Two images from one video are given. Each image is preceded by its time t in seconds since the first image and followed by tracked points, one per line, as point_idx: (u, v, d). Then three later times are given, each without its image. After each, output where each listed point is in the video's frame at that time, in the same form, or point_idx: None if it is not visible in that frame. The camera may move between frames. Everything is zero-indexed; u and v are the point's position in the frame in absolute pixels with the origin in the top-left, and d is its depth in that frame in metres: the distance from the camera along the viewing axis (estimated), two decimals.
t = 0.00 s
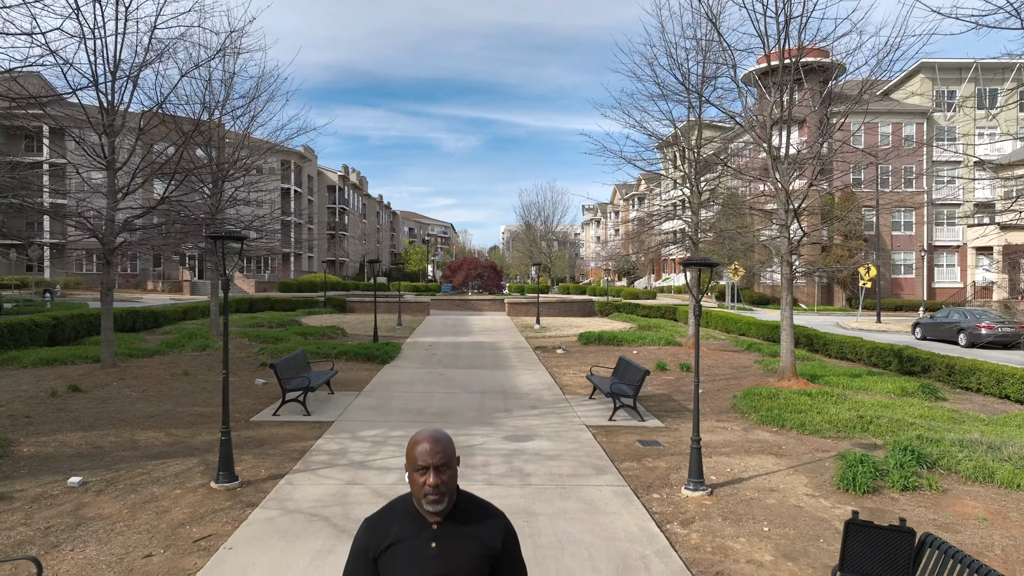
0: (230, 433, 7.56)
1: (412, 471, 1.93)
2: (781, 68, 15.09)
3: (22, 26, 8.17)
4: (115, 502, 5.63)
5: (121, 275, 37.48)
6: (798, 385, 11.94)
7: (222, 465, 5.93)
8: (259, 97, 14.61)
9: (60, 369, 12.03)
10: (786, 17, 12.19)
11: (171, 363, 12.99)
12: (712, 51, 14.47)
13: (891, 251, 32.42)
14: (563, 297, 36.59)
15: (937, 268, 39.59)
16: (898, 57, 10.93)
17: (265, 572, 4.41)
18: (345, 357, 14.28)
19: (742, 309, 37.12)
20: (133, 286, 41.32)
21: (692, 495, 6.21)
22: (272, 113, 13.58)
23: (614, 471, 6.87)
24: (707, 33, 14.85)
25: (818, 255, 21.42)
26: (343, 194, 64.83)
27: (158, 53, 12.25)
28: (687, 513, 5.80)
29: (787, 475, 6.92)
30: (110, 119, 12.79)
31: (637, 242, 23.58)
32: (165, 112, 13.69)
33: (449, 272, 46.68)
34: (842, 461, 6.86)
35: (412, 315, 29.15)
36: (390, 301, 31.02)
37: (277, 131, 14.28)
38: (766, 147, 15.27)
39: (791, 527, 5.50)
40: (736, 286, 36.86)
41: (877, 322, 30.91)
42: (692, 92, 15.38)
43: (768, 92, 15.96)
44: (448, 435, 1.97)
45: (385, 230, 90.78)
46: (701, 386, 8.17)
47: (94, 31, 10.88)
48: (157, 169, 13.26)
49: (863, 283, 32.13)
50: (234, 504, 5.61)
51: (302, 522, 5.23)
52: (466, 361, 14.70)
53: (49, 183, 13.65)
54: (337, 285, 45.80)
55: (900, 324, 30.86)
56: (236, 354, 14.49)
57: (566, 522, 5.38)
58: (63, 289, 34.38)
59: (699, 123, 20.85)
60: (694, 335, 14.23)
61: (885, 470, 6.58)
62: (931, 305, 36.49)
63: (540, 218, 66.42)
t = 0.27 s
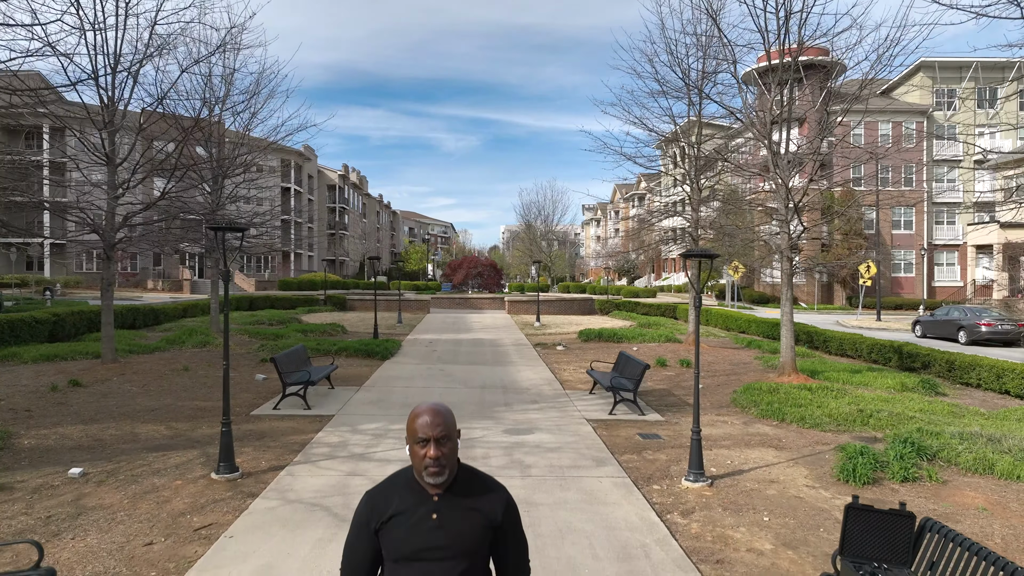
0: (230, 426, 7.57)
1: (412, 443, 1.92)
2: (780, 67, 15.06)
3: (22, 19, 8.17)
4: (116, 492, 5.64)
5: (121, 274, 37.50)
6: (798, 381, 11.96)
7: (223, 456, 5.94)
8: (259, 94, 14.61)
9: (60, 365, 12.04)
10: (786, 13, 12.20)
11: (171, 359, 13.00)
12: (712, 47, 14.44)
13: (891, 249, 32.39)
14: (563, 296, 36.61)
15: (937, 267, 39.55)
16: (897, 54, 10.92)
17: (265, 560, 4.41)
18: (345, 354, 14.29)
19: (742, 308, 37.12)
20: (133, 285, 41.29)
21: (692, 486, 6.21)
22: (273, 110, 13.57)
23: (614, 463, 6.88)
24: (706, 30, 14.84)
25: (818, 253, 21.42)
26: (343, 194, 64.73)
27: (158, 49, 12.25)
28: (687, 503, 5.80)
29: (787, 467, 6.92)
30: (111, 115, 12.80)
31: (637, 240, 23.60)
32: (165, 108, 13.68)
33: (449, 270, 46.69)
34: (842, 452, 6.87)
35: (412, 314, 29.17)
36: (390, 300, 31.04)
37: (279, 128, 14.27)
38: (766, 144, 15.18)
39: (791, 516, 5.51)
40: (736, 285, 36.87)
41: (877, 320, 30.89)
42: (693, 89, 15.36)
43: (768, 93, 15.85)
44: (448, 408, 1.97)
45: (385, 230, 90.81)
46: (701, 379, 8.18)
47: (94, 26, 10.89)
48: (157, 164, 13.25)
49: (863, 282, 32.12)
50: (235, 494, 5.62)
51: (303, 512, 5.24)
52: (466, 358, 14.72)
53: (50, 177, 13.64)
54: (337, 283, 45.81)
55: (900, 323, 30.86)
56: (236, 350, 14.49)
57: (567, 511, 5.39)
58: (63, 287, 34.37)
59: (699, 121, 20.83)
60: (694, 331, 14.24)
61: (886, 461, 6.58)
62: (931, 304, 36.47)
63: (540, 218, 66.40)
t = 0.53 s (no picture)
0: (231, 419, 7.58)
1: (413, 416, 1.92)
2: (779, 67, 15.05)
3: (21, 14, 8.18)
4: (117, 482, 5.65)
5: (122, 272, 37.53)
6: (798, 376, 11.96)
7: (223, 447, 5.94)
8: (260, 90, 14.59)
9: (60, 360, 12.04)
10: (786, 8, 12.21)
11: (171, 355, 13.00)
12: (712, 43, 14.42)
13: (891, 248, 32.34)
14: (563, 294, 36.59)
15: (937, 266, 39.50)
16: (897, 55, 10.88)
17: (266, 547, 4.41)
18: (345, 350, 14.30)
19: (742, 307, 37.09)
20: (133, 284, 41.22)
21: (692, 477, 6.21)
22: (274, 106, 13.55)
23: (614, 455, 6.88)
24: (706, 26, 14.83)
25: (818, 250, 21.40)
26: (343, 193, 64.62)
27: (158, 45, 12.25)
28: (687, 493, 5.81)
29: (787, 459, 6.93)
30: (111, 111, 12.80)
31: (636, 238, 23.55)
32: (165, 104, 13.68)
33: (449, 269, 46.67)
34: (842, 444, 6.88)
35: (412, 312, 29.17)
36: (390, 298, 31.05)
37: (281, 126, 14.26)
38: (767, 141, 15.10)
39: (792, 506, 5.51)
40: (736, 284, 36.84)
41: (877, 319, 30.86)
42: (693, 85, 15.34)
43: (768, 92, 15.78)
44: (449, 380, 1.97)
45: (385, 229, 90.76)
46: (701, 372, 8.19)
47: (95, 21, 10.89)
48: (157, 160, 13.25)
49: (863, 280, 32.08)
50: (235, 485, 5.62)
51: (303, 501, 5.24)
52: (467, 354, 14.73)
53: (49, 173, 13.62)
54: (337, 282, 45.80)
55: (900, 321, 30.84)
56: (236, 346, 14.49)
57: (567, 501, 5.39)
58: (63, 286, 34.32)
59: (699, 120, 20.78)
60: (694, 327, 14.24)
61: (886, 453, 6.59)
62: (931, 303, 36.41)
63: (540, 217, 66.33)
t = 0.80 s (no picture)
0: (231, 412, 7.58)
1: (414, 387, 1.92)
2: (778, 66, 15.09)
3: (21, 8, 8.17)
4: (117, 472, 5.65)
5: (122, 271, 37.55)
6: (798, 371, 11.97)
7: (224, 437, 5.94)
8: (260, 87, 14.59)
9: (61, 356, 12.05)
10: (785, 4, 12.20)
11: (172, 350, 13.01)
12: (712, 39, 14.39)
13: (892, 246, 32.31)
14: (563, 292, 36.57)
15: (937, 265, 39.47)
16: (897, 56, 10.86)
17: (267, 534, 4.41)
18: (345, 346, 14.30)
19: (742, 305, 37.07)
20: (133, 282, 41.19)
21: (692, 468, 6.22)
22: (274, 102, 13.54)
23: (614, 446, 6.89)
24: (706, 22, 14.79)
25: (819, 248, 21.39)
26: (343, 192, 64.56)
27: (158, 40, 12.24)
28: (688, 484, 5.81)
29: (787, 451, 6.93)
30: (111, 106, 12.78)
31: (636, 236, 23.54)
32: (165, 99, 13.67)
33: (449, 268, 46.65)
34: (842, 436, 6.88)
35: (412, 310, 29.18)
36: (390, 296, 31.06)
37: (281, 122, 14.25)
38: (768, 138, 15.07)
39: (792, 496, 5.52)
40: (736, 282, 36.81)
41: (877, 318, 30.82)
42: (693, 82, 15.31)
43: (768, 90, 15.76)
44: (449, 352, 1.98)
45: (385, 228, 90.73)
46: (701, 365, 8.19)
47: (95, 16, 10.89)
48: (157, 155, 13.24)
49: (863, 278, 32.05)
50: (236, 475, 5.63)
51: (304, 491, 5.25)
52: (467, 350, 14.73)
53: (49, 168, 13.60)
54: (337, 281, 45.79)
55: (900, 320, 30.81)
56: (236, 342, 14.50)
57: (568, 491, 5.40)
58: (63, 285, 34.29)
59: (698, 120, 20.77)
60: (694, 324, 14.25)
61: (886, 444, 6.59)
62: (931, 301, 36.36)
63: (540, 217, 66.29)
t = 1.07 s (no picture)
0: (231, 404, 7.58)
1: (416, 358, 1.92)
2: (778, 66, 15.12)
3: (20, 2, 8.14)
4: (118, 462, 5.66)
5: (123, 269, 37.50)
6: (799, 366, 11.98)
7: (225, 427, 5.94)
8: (260, 83, 14.58)
9: (61, 351, 12.05)
10: None
11: (172, 346, 13.01)
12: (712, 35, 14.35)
13: (892, 245, 32.30)
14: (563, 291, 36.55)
15: (937, 264, 39.46)
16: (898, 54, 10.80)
17: (268, 521, 4.41)
18: (346, 342, 14.31)
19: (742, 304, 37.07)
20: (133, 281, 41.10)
21: (693, 459, 6.21)
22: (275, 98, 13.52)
23: (615, 438, 6.89)
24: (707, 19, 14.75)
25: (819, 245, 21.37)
26: (343, 191, 64.51)
27: (158, 36, 12.22)
28: (688, 474, 5.81)
29: (788, 443, 6.93)
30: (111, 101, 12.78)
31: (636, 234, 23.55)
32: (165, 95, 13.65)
33: (449, 267, 46.64)
34: (843, 428, 6.88)
35: (412, 308, 29.20)
36: (390, 294, 31.05)
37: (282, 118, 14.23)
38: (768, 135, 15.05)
39: (793, 486, 5.51)
40: (736, 281, 36.83)
41: (877, 316, 30.82)
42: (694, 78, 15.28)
43: (768, 87, 15.75)
44: (452, 324, 1.98)
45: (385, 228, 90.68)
46: (701, 358, 8.19)
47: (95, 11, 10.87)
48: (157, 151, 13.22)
49: (863, 277, 32.03)
50: (236, 465, 5.63)
51: (305, 480, 5.25)
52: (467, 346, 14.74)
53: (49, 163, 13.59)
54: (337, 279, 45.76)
55: (900, 318, 30.80)
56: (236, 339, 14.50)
57: (568, 481, 5.39)
58: (63, 283, 34.22)
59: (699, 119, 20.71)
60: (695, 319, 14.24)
61: (886, 435, 6.59)
62: (931, 299, 36.34)
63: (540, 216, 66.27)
